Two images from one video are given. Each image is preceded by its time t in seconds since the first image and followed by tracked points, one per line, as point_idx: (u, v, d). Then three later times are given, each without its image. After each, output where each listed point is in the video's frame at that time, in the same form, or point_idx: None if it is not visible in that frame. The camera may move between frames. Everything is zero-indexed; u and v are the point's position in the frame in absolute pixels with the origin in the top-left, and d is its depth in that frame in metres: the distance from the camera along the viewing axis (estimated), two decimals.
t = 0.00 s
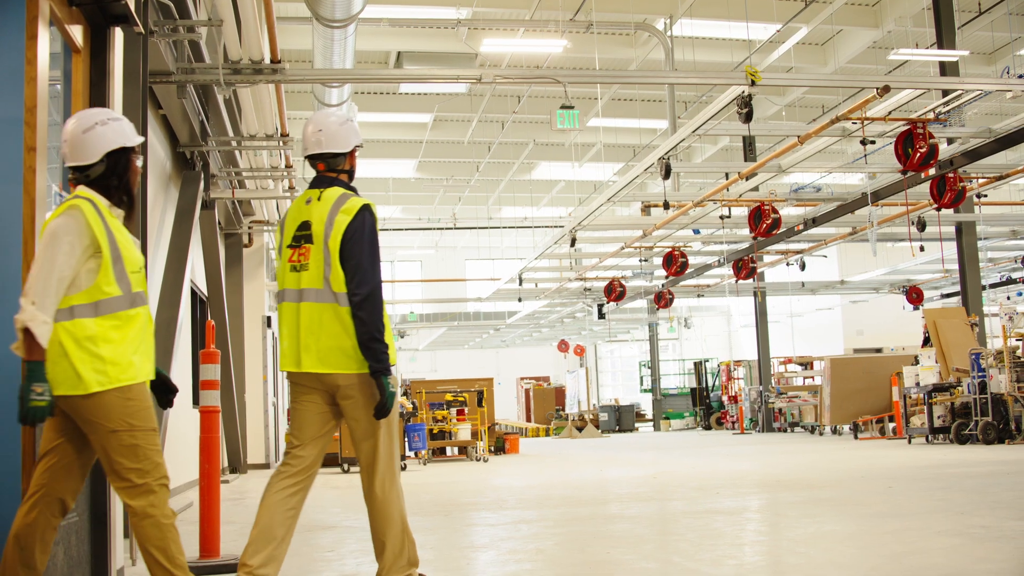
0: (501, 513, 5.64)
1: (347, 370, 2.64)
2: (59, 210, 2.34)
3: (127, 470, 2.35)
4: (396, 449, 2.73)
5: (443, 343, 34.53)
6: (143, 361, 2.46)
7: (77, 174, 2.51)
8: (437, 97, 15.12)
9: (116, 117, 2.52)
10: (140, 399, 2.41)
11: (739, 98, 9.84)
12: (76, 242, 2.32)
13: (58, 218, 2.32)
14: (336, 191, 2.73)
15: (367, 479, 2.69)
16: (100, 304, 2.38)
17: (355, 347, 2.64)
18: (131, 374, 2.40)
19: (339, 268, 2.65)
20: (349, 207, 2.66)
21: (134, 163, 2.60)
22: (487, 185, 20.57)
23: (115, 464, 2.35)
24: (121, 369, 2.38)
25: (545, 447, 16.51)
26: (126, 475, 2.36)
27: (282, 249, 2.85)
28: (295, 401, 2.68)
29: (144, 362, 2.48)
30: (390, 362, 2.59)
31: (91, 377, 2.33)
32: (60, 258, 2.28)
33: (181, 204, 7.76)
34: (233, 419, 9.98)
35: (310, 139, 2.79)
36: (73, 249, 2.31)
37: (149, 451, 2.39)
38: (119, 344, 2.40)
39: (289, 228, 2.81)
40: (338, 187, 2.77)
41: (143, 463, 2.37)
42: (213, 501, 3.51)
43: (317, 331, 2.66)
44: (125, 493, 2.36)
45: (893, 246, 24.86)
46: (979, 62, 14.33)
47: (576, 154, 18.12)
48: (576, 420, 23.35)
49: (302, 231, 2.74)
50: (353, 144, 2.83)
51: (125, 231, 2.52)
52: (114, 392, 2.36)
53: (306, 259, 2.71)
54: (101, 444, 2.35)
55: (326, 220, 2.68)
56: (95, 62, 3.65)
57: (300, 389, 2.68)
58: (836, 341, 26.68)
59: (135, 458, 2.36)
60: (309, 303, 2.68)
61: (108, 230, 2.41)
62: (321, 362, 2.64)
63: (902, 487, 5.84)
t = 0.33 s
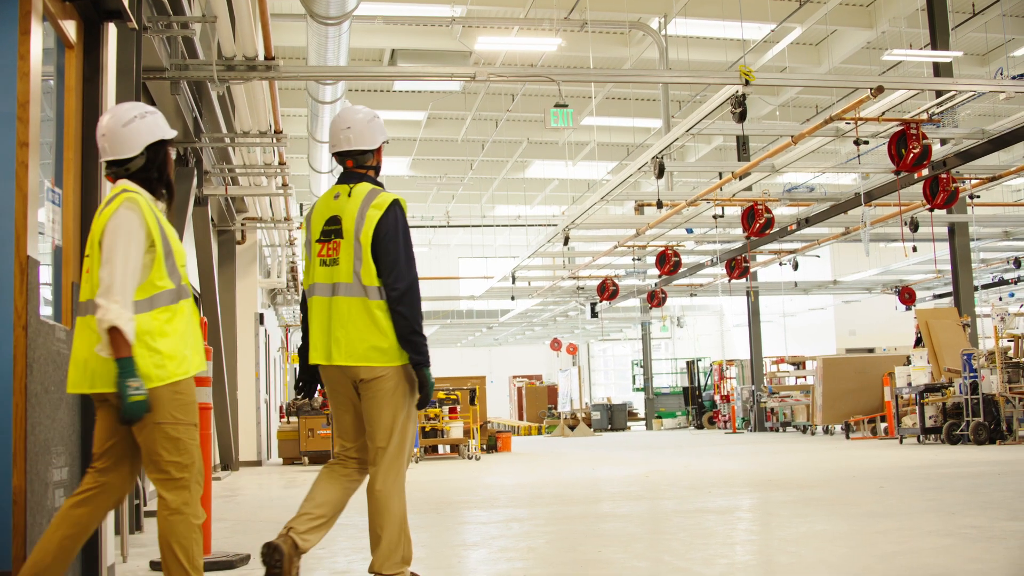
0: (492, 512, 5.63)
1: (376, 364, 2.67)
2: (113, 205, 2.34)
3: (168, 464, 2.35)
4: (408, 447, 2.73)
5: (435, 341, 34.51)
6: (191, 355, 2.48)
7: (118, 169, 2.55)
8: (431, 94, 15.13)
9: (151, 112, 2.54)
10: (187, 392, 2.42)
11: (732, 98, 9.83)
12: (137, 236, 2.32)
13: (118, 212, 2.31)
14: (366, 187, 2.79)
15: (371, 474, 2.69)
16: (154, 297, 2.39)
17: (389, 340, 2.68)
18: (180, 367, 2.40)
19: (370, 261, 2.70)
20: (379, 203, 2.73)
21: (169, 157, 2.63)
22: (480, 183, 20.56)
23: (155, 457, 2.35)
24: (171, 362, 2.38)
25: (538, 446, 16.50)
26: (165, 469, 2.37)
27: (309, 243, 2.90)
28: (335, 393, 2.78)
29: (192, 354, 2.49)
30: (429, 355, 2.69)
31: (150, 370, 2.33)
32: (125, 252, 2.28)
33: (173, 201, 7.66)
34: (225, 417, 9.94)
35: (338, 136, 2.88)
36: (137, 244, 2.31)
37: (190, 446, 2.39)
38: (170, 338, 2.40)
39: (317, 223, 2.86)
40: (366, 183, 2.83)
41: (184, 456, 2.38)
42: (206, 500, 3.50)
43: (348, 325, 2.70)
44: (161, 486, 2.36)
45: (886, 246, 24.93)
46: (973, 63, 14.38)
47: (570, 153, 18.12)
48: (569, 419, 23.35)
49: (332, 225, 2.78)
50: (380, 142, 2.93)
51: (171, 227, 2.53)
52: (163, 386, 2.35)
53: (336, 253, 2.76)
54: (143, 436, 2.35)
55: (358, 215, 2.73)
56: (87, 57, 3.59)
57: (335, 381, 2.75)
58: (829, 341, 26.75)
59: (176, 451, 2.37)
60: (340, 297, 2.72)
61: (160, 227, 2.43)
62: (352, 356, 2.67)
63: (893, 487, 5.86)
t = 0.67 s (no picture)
0: (475, 511, 5.62)
1: (387, 359, 2.69)
2: (159, 197, 2.40)
3: (175, 461, 2.38)
4: (404, 445, 2.72)
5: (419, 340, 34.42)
6: (217, 352, 2.53)
7: (146, 164, 2.58)
8: (416, 94, 15.12)
9: (177, 109, 2.59)
10: (206, 391, 2.46)
11: (717, 98, 9.86)
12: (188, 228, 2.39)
13: (171, 206, 2.38)
14: (380, 186, 2.81)
15: (362, 469, 2.67)
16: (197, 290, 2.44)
17: (403, 337, 2.70)
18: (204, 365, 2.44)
19: (388, 257, 2.73)
20: (396, 201, 2.76)
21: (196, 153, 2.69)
22: (466, 182, 20.54)
23: (164, 451, 2.38)
24: (200, 359, 2.43)
25: (521, 446, 16.49)
26: (174, 465, 2.39)
27: (319, 241, 2.91)
28: (342, 387, 2.79)
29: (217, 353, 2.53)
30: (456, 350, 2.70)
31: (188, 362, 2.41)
32: (188, 245, 2.36)
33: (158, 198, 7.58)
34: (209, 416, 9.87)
35: (355, 134, 2.90)
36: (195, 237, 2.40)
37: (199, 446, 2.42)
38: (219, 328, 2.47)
39: (328, 220, 2.88)
40: (381, 182, 2.86)
41: (191, 455, 2.40)
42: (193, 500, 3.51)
43: (362, 319, 2.71)
44: (166, 481, 2.38)
45: (870, 247, 25.09)
46: (957, 66, 14.50)
47: (555, 153, 18.14)
48: (553, 419, 23.34)
49: (346, 222, 2.81)
50: (395, 143, 2.96)
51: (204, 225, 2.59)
52: (186, 382, 2.40)
53: (350, 250, 2.78)
54: (157, 432, 2.39)
55: (374, 213, 2.76)
56: (71, 55, 3.57)
57: (342, 375, 2.76)
58: (813, 341, 26.88)
59: (187, 449, 2.40)
60: (352, 292, 2.74)
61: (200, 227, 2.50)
62: (363, 349, 2.68)
63: (877, 487, 5.89)
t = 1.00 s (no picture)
0: (450, 511, 5.60)
1: (385, 359, 2.75)
2: (181, 193, 2.55)
3: (162, 458, 2.47)
4: (392, 443, 2.76)
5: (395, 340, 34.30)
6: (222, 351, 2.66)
7: (158, 160, 2.71)
8: (394, 93, 15.06)
9: (188, 109, 2.73)
10: (202, 392, 2.56)
11: (694, 101, 9.90)
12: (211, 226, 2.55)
13: (195, 202, 2.55)
14: (381, 192, 2.89)
15: (346, 466, 2.70)
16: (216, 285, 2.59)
17: (402, 336, 2.77)
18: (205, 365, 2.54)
19: (390, 259, 2.80)
20: (399, 205, 2.83)
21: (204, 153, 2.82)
22: (443, 182, 20.51)
23: (153, 448, 2.47)
24: (207, 355, 2.56)
25: (497, 446, 16.48)
26: (160, 464, 2.47)
27: (319, 244, 2.98)
28: (335, 386, 2.85)
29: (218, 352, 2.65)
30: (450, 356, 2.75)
31: (197, 360, 2.53)
32: (218, 239, 2.54)
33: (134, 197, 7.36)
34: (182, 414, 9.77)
35: (358, 141, 2.99)
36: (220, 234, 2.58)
37: (187, 445, 2.50)
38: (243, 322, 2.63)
39: (330, 224, 2.96)
40: (383, 187, 2.94)
41: (178, 454, 2.49)
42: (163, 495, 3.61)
43: (362, 318, 2.77)
44: (149, 478, 2.46)
45: (844, 250, 25.34)
46: (932, 70, 14.67)
47: (533, 154, 18.14)
48: (528, 420, 23.36)
49: (347, 225, 2.88)
50: (395, 149, 3.04)
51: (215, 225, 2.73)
52: (185, 381, 2.51)
53: (351, 251, 2.85)
54: (151, 431, 2.48)
55: (376, 216, 2.83)
56: (44, 52, 3.19)
57: (337, 373, 2.82)
58: (788, 343, 27.08)
59: (175, 448, 2.49)
60: (351, 292, 2.80)
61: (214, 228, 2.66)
62: (361, 348, 2.74)
63: (850, 489, 5.94)
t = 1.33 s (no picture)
0: (418, 515, 5.56)
1: (375, 368, 2.80)
2: (182, 202, 2.66)
3: (144, 463, 2.54)
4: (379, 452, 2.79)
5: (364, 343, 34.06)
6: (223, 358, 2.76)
7: (159, 169, 2.84)
8: (363, 95, 14.98)
9: (190, 119, 2.87)
10: (193, 400, 2.63)
11: (664, 105, 9.95)
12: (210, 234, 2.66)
13: (196, 212, 2.66)
14: (372, 203, 2.95)
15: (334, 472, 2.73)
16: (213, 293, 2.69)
17: (393, 345, 2.82)
18: (201, 374, 2.63)
19: (380, 268, 2.85)
20: (389, 216, 2.89)
21: (203, 163, 2.96)
22: (413, 185, 20.43)
23: (137, 452, 2.54)
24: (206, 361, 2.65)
25: (466, 450, 16.42)
26: (141, 467, 2.54)
27: (314, 256, 3.06)
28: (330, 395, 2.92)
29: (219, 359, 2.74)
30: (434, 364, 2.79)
31: (189, 369, 2.60)
32: (217, 248, 2.64)
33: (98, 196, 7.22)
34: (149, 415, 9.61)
35: (348, 156, 3.06)
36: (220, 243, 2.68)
37: (169, 452, 2.57)
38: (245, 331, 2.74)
39: (324, 235, 3.04)
40: (373, 199, 3.00)
41: (160, 460, 2.55)
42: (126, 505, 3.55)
43: (353, 327, 2.83)
44: (129, 480, 2.53)
45: (812, 255, 25.61)
46: (900, 76, 14.88)
47: (503, 157, 18.13)
48: (497, 423, 23.33)
49: (339, 237, 2.95)
50: (384, 162, 3.11)
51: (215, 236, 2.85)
52: (175, 387, 2.58)
53: (343, 262, 2.91)
54: (138, 435, 2.55)
55: (367, 226, 2.90)
56: (8, 51, 3.10)
57: (332, 383, 2.89)
58: (756, 348, 27.31)
59: (157, 453, 2.55)
60: (343, 301, 2.86)
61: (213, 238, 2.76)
62: (353, 357, 2.79)
63: (817, 492, 5.99)
